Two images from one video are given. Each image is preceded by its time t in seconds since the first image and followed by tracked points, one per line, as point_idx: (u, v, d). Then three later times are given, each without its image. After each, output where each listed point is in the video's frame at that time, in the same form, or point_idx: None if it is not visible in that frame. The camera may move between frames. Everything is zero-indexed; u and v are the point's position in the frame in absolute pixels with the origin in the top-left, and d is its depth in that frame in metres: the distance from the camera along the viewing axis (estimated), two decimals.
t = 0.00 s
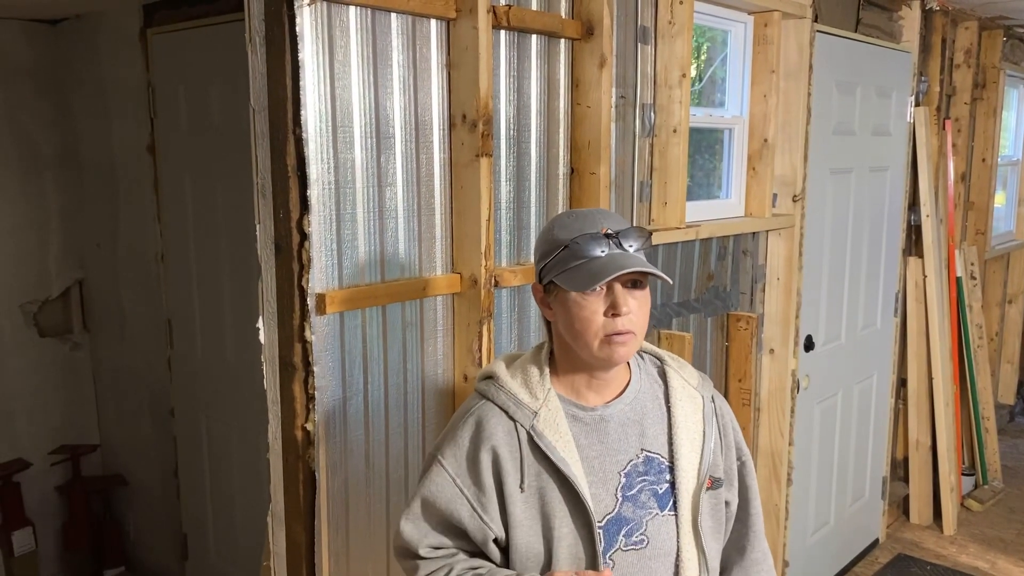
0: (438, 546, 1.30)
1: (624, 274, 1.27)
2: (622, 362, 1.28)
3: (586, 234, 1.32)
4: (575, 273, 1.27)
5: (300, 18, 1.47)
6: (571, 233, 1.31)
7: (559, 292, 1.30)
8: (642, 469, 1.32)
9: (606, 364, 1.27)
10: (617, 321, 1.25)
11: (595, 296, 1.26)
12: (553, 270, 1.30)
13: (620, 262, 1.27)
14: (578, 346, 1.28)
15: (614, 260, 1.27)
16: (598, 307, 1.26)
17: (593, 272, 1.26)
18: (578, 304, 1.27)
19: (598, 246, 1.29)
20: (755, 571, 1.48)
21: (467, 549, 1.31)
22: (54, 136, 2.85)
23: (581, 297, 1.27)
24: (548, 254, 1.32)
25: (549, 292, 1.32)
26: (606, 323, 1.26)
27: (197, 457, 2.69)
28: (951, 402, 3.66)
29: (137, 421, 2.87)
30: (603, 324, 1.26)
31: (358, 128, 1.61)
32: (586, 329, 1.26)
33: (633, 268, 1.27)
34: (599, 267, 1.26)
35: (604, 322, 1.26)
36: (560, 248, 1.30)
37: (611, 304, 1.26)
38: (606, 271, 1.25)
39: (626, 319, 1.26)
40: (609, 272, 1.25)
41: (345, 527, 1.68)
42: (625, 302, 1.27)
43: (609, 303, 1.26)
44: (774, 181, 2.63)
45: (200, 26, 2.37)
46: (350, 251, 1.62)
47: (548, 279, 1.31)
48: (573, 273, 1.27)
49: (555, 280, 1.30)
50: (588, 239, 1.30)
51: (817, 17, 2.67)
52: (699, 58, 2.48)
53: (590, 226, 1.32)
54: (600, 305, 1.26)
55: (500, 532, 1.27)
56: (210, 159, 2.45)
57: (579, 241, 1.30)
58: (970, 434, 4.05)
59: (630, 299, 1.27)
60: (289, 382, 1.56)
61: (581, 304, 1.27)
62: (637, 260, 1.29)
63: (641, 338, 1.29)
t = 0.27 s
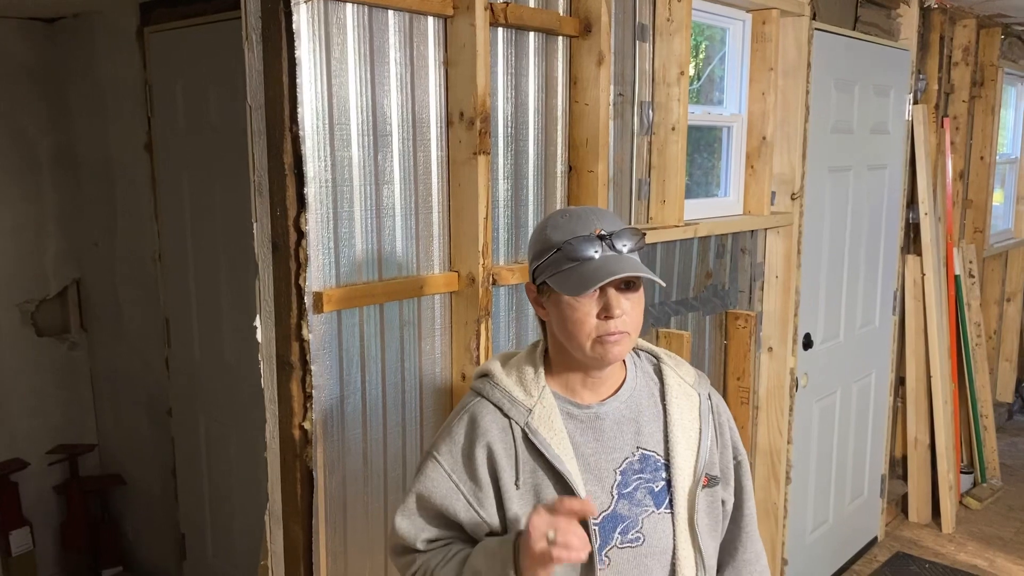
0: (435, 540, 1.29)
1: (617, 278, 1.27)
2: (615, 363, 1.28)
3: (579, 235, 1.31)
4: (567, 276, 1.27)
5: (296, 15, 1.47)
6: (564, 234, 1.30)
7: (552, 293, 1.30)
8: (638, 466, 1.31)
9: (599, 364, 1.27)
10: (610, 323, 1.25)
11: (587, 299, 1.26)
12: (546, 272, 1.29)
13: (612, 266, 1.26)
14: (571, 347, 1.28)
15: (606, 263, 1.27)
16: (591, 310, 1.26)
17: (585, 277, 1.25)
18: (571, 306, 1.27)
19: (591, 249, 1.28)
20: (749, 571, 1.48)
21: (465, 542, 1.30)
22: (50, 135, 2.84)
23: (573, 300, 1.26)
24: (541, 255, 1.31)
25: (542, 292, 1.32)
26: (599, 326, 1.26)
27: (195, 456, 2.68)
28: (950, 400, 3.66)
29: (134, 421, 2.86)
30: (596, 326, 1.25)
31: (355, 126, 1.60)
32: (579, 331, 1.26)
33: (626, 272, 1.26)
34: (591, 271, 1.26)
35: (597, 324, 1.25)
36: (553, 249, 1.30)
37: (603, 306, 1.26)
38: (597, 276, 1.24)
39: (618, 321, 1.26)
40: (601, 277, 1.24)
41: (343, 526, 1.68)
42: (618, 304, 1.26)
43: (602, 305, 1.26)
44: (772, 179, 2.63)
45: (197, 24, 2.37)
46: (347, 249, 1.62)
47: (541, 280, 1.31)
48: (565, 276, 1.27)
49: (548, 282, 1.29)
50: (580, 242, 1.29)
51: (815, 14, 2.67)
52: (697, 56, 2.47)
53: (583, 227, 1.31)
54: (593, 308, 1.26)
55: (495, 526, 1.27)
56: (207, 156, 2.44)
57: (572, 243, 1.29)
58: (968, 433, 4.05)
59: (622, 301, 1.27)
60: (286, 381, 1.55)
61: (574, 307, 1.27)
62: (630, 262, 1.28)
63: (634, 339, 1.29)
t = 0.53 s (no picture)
0: (424, 543, 1.28)
1: (609, 275, 1.27)
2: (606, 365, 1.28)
3: (570, 234, 1.31)
4: (558, 274, 1.27)
5: (288, 17, 1.47)
6: (555, 233, 1.31)
7: (543, 293, 1.30)
8: (631, 468, 1.31)
9: (592, 365, 1.27)
10: (601, 322, 1.25)
11: (579, 297, 1.26)
12: (538, 272, 1.29)
13: (603, 263, 1.26)
14: (563, 347, 1.27)
15: (598, 260, 1.27)
16: (583, 308, 1.26)
17: (575, 274, 1.25)
18: (562, 305, 1.27)
19: (581, 247, 1.28)
20: (740, 572, 1.47)
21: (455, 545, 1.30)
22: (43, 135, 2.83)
23: (565, 299, 1.26)
24: (532, 256, 1.31)
25: (534, 292, 1.32)
26: (590, 324, 1.25)
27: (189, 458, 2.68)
28: (944, 400, 3.66)
29: (128, 422, 2.85)
30: (588, 325, 1.25)
31: (347, 127, 1.60)
32: (571, 330, 1.26)
33: (616, 268, 1.26)
34: (582, 268, 1.26)
35: (589, 323, 1.25)
36: (544, 249, 1.30)
37: (594, 305, 1.26)
38: (589, 272, 1.24)
39: (610, 320, 1.25)
40: (593, 273, 1.24)
41: (336, 528, 1.67)
42: (610, 302, 1.26)
43: (594, 303, 1.26)
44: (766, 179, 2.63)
45: (190, 25, 2.36)
46: (340, 251, 1.61)
47: (533, 280, 1.31)
48: (556, 275, 1.27)
49: (540, 281, 1.29)
50: (571, 240, 1.29)
51: (809, 15, 2.67)
52: (693, 56, 2.48)
53: (575, 226, 1.32)
54: (584, 306, 1.26)
55: (487, 530, 1.28)
56: (201, 158, 2.44)
57: (563, 242, 1.29)
58: (962, 433, 4.06)
59: (614, 300, 1.26)
60: (278, 384, 1.55)
61: (566, 305, 1.26)
62: (621, 260, 1.28)
63: (626, 339, 1.28)
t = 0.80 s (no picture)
0: (410, 530, 1.29)
1: (598, 276, 1.27)
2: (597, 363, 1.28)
3: (560, 234, 1.31)
4: (548, 274, 1.27)
5: (279, 17, 1.47)
6: (545, 233, 1.31)
7: (534, 293, 1.30)
8: (621, 466, 1.32)
9: (582, 364, 1.27)
10: (591, 322, 1.25)
11: (569, 297, 1.26)
12: (528, 271, 1.30)
13: (593, 264, 1.26)
14: (553, 346, 1.28)
15: (588, 262, 1.27)
16: (573, 308, 1.26)
17: (565, 275, 1.26)
18: (552, 305, 1.27)
19: (571, 247, 1.28)
20: (732, 569, 1.47)
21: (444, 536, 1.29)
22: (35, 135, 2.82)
23: (555, 299, 1.26)
24: (522, 255, 1.31)
25: (524, 292, 1.32)
26: (580, 324, 1.25)
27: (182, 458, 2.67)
28: (937, 400, 3.68)
29: (120, 423, 2.85)
30: (578, 325, 1.26)
31: (339, 127, 1.60)
32: (560, 330, 1.26)
33: (606, 269, 1.26)
34: (572, 269, 1.26)
35: (578, 323, 1.25)
36: (533, 249, 1.30)
37: (584, 305, 1.26)
38: (578, 274, 1.24)
39: (600, 320, 1.26)
40: (583, 275, 1.24)
41: (328, 528, 1.67)
42: (600, 302, 1.27)
43: (583, 304, 1.26)
44: (758, 179, 2.64)
45: (183, 25, 2.36)
46: (331, 251, 1.61)
47: (524, 280, 1.31)
48: (546, 275, 1.27)
49: (531, 281, 1.29)
50: (560, 240, 1.29)
51: (802, 16, 2.67)
52: (687, 56, 2.49)
53: (565, 226, 1.32)
54: (574, 307, 1.26)
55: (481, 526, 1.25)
56: (194, 158, 2.43)
57: (553, 241, 1.29)
58: (955, 432, 4.07)
59: (604, 300, 1.27)
60: (270, 384, 1.55)
61: (556, 305, 1.27)
62: (611, 261, 1.29)
63: (616, 338, 1.29)
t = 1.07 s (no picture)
0: (400, 525, 1.29)
1: (585, 272, 1.27)
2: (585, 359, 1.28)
3: (547, 232, 1.31)
4: (535, 271, 1.27)
5: (268, 16, 1.46)
6: (532, 231, 1.31)
7: (522, 290, 1.30)
8: (609, 465, 1.32)
9: (570, 360, 1.27)
10: (578, 318, 1.25)
11: (556, 294, 1.26)
12: (516, 269, 1.30)
13: (580, 260, 1.26)
14: (541, 344, 1.28)
15: (575, 258, 1.27)
16: (560, 305, 1.26)
17: (551, 271, 1.26)
18: (540, 302, 1.27)
19: (557, 244, 1.29)
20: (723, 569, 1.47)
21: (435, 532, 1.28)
22: (25, 135, 2.81)
23: (542, 295, 1.27)
24: (510, 254, 1.31)
25: (513, 290, 1.32)
26: (568, 321, 1.25)
27: (173, 459, 2.67)
28: (928, 399, 3.69)
29: (111, 423, 2.84)
30: (565, 322, 1.25)
31: (329, 127, 1.59)
32: (548, 327, 1.26)
33: (592, 265, 1.26)
34: (559, 265, 1.26)
35: (566, 320, 1.25)
36: (521, 247, 1.30)
37: (571, 302, 1.26)
38: (565, 270, 1.25)
39: (587, 316, 1.26)
40: (569, 271, 1.24)
41: (318, 528, 1.67)
42: (587, 299, 1.27)
43: (571, 300, 1.26)
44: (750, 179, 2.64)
45: (173, 24, 2.35)
46: (321, 250, 1.61)
47: (512, 278, 1.31)
48: (533, 272, 1.27)
49: (519, 279, 1.29)
50: (547, 237, 1.29)
51: (793, 16, 2.68)
52: (681, 56, 2.50)
53: (552, 224, 1.32)
54: (561, 304, 1.26)
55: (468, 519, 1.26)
56: (184, 157, 2.43)
57: (540, 239, 1.30)
58: (946, 431, 4.08)
59: (591, 297, 1.27)
60: (259, 384, 1.55)
61: (543, 302, 1.27)
62: (598, 258, 1.29)
63: (604, 335, 1.29)
